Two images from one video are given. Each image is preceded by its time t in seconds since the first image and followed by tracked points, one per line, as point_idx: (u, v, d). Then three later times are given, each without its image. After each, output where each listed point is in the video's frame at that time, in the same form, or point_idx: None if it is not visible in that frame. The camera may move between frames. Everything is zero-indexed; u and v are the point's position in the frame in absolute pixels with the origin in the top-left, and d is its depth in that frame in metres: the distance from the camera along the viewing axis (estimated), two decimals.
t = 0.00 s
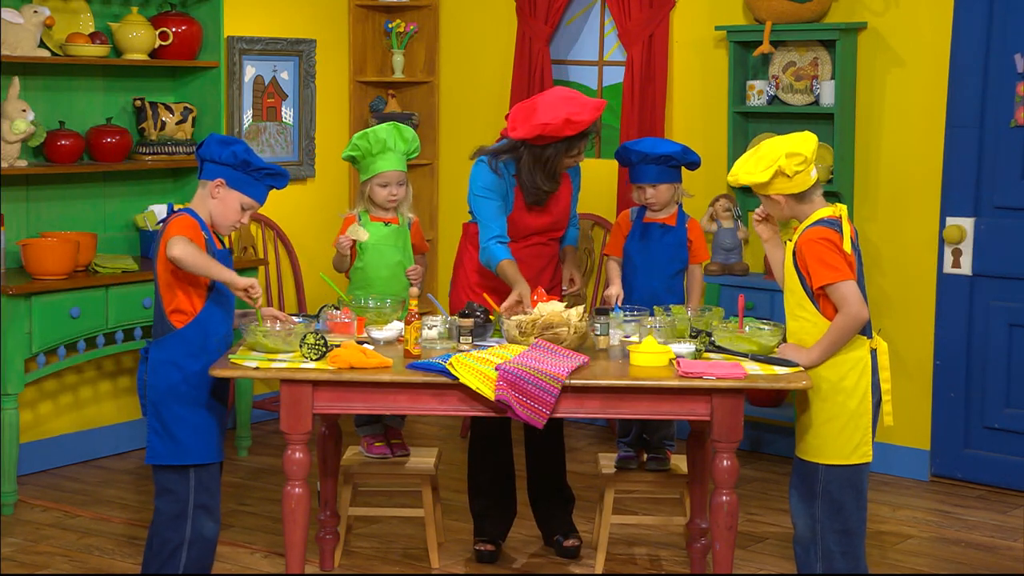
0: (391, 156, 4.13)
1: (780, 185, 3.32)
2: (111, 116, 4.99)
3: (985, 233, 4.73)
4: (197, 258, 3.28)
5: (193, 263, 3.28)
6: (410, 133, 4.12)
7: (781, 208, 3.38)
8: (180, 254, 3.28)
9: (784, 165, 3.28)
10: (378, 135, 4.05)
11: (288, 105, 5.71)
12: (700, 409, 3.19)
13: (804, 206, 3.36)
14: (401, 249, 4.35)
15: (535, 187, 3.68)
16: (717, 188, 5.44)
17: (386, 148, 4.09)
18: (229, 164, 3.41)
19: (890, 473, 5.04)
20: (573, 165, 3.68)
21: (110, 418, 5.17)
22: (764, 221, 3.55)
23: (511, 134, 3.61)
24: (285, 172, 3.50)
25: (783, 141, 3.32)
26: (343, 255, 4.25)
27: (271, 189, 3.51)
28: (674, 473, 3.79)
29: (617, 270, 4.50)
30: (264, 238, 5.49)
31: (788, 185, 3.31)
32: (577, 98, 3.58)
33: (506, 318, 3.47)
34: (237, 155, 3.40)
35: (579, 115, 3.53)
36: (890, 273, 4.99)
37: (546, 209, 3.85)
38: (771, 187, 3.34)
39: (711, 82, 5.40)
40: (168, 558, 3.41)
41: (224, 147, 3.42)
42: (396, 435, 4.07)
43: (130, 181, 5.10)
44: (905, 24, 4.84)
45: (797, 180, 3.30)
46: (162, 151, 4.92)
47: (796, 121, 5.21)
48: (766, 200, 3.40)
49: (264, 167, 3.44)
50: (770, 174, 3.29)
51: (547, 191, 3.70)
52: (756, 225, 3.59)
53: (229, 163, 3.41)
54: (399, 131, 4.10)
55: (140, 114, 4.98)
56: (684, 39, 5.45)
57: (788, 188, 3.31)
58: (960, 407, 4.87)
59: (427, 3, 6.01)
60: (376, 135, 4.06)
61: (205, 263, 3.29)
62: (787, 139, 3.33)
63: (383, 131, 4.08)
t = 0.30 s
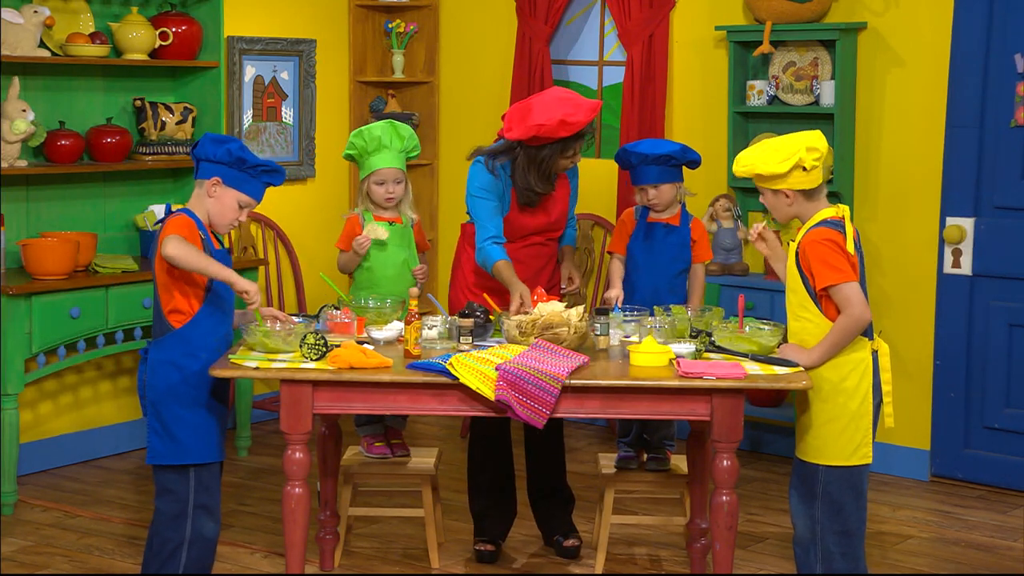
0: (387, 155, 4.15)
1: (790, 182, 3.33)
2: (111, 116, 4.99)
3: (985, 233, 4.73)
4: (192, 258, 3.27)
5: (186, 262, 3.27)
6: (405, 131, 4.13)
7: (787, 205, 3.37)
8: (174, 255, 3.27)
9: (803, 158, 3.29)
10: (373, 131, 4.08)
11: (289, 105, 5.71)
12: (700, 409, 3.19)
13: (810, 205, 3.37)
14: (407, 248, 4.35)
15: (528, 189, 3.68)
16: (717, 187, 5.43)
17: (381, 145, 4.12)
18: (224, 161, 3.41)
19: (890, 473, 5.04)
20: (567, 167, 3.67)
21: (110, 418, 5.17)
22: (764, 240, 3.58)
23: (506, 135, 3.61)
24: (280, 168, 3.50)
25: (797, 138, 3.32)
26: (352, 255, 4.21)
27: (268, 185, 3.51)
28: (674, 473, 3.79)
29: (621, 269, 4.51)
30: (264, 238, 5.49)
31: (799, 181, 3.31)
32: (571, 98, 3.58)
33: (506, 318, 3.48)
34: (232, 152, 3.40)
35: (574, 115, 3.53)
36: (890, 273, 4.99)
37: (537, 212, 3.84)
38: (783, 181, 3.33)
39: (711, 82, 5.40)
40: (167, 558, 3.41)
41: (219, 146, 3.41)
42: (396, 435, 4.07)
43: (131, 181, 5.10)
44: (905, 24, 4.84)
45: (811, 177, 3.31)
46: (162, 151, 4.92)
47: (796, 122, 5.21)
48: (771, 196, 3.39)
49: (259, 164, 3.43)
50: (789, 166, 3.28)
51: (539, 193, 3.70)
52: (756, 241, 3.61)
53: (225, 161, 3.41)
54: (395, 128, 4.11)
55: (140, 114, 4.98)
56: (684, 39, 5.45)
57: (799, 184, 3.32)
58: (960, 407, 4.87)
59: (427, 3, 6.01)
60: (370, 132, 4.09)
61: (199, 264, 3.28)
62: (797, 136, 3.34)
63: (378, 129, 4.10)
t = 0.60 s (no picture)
0: (383, 155, 4.18)
1: (804, 183, 3.32)
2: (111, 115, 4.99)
3: (985, 233, 4.74)
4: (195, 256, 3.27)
5: (188, 261, 3.27)
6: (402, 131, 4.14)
7: (796, 204, 3.38)
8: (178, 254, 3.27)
9: (822, 160, 3.30)
10: (369, 131, 4.13)
11: (289, 105, 5.71)
12: (700, 409, 3.19)
13: (818, 206, 3.38)
14: (410, 247, 4.36)
15: (528, 189, 3.68)
16: (717, 188, 5.44)
17: (378, 145, 4.16)
18: (221, 160, 3.40)
19: (890, 473, 5.04)
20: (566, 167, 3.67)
21: (109, 418, 5.17)
22: (771, 271, 3.52)
23: (506, 135, 3.61)
24: (278, 167, 3.50)
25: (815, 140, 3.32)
26: (357, 252, 4.24)
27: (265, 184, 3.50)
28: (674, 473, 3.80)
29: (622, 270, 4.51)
30: (264, 238, 5.49)
31: (812, 184, 3.32)
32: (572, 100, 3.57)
33: (506, 318, 3.48)
34: (229, 151, 3.40)
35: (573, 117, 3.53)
36: (890, 273, 4.99)
37: (536, 212, 3.84)
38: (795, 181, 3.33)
39: (711, 82, 5.40)
40: (168, 557, 3.41)
41: (217, 146, 3.41)
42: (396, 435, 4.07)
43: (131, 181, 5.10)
44: (905, 24, 4.84)
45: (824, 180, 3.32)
46: (162, 151, 4.92)
47: (796, 122, 5.22)
48: (781, 195, 3.38)
49: (256, 162, 3.43)
50: (810, 166, 3.28)
51: (539, 194, 3.70)
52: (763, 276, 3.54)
53: (222, 160, 3.41)
54: (391, 128, 4.14)
55: (140, 114, 4.98)
56: (684, 39, 5.45)
57: (812, 187, 3.32)
58: (960, 407, 4.87)
59: (428, 3, 6.01)
60: (367, 131, 4.14)
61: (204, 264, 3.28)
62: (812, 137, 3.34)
63: (375, 129, 4.15)
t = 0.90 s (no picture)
0: (381, 152, 4.15)
1: (815, 177, 3.32)
2: (112, 115, 4.99)
3: (985, 233, 4.74)
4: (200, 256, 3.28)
5: (192, 259, 3.28)
6: (401, 129, 4.12)
7: (806, 198, 3.37)
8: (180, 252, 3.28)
9: (835, 156, 3.31)
10: (368, 128, 4.11)
11: (289, 105, 5.71)
12: (700, 409, 3.19)
13: (827, 204, 3.38)
14: (411, 247, 4.36)
15: (526, 185, 3.68)
16: (717, 188, 5.44)
17: (377, 142, 4.14)
18: (221, 160, 3.41)
19: (890, 473, 5.04)
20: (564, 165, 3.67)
21: (109, 419, 5.17)
22: (772, 283, 3.50)
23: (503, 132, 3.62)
24: (277, 165, 3.50)
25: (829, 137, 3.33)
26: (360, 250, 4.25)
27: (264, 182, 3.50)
28: (674, 473, 3.80)
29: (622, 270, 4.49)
30: (264, 238, 5.49)
31: (823, 179, 3.32)
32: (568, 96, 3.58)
33: (506, 318, 3.48)
34: (229, 150, 3.40)
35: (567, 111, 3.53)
36: (890, 273, 4.99)
37: (535, 212, 3.84)
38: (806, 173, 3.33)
39: (711, 82, 5.40)
40: (167, 557, 3.41)
41: (216, 145, 3.41)
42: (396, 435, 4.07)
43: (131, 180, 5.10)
44: (905, 24, 4.84)
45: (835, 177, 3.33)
46: (162, 151, 4.92)
47: (795, 122, 5.22)
48: (791, 187, 3.39)
49: (256, 160, 3.44)
50: (824, 158, 3.28)
51: (536, 189, 3.69)
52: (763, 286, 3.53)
53: (222, 159, 3.41)
54: (391, 126, 4.13)
55: (140, 114, 4.98)
56: (684, 39, 5.45)
57: (823, 182, 3.32)
58: (960, 407, 4.87)
59: (427, 3, 6.01)
60: (366, 129, 4.12)
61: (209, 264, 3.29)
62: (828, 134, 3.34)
63: (374, 126, 4.13)
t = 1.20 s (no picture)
0: (379, 152, 4.15)
1: (827, 169, 3.34)
2: (112, 115, 4.99)
3: (985, 233, 4.74)
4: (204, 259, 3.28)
5: (193, 261, 3.27)
6: (399, 129, 4.11)
7: (815, 192, 3.37)
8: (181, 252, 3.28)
9: (848, 150, 3.33)
10: (368, 127, 4.13)
11: (289, 105, 5.71)
12: (700, 409, 3.19)
13: (835, 201, 3.39)
14: (412, 247, 4.35)
15: (514, 170, 3.68)
16: (717, 188, 5.44)
17: (376, 142, 4.15)
18: (233, 167, 3.41)
19: (890, 473, 5.04)
20: (560, 151, 3.66)
21: (109, 418, 5.17)
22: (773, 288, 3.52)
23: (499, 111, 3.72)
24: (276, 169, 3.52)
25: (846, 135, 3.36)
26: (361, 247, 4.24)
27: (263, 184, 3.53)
28: (674, 473, 3.80)
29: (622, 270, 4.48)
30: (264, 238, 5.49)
31: (834, 172, 3.34)
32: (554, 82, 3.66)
33: (506, 318, 3.48)
34: (243, 159, 3.41)
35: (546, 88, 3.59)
36: (890, 273, 4.99)
37: (535, 208, 3.84)
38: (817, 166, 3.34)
39: (711, 82, 5.40)
40: (167, 557, 3.42)
41: (227, 150, 3.41)
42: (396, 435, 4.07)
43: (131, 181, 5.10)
44: (905, 24, 4.84)
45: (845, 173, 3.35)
46: (162, 151, 4.93)
47: (796, 122, 5.22)
48: (802, 181, 3.38)
49: (262, 166, 3.46)
50: (838, 151, 3.30)
51: (525, 173, 3.69)
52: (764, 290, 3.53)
53: (233, 167, 3.41)
54: (390, 125, 4.13)
55: (140, 114, 4.98)
56: (684, 38, 5.45)
57: (834, 176, 3.34)
58: (961, 407, 4.87)
59: (427, 3, 6.01)
60: (367, 127, 4.15)
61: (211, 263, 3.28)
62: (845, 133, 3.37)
63: (374, 125, 4.14)
